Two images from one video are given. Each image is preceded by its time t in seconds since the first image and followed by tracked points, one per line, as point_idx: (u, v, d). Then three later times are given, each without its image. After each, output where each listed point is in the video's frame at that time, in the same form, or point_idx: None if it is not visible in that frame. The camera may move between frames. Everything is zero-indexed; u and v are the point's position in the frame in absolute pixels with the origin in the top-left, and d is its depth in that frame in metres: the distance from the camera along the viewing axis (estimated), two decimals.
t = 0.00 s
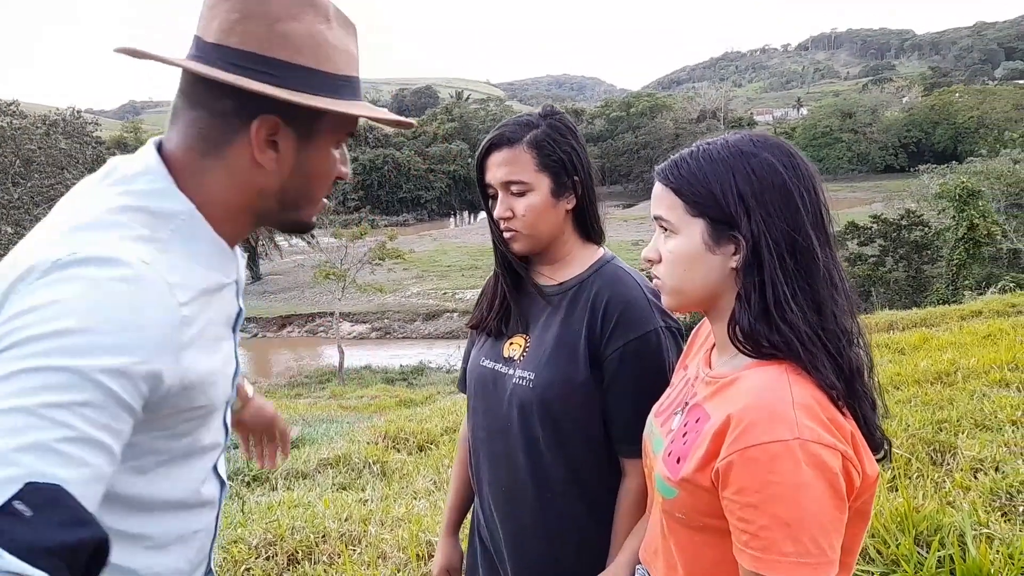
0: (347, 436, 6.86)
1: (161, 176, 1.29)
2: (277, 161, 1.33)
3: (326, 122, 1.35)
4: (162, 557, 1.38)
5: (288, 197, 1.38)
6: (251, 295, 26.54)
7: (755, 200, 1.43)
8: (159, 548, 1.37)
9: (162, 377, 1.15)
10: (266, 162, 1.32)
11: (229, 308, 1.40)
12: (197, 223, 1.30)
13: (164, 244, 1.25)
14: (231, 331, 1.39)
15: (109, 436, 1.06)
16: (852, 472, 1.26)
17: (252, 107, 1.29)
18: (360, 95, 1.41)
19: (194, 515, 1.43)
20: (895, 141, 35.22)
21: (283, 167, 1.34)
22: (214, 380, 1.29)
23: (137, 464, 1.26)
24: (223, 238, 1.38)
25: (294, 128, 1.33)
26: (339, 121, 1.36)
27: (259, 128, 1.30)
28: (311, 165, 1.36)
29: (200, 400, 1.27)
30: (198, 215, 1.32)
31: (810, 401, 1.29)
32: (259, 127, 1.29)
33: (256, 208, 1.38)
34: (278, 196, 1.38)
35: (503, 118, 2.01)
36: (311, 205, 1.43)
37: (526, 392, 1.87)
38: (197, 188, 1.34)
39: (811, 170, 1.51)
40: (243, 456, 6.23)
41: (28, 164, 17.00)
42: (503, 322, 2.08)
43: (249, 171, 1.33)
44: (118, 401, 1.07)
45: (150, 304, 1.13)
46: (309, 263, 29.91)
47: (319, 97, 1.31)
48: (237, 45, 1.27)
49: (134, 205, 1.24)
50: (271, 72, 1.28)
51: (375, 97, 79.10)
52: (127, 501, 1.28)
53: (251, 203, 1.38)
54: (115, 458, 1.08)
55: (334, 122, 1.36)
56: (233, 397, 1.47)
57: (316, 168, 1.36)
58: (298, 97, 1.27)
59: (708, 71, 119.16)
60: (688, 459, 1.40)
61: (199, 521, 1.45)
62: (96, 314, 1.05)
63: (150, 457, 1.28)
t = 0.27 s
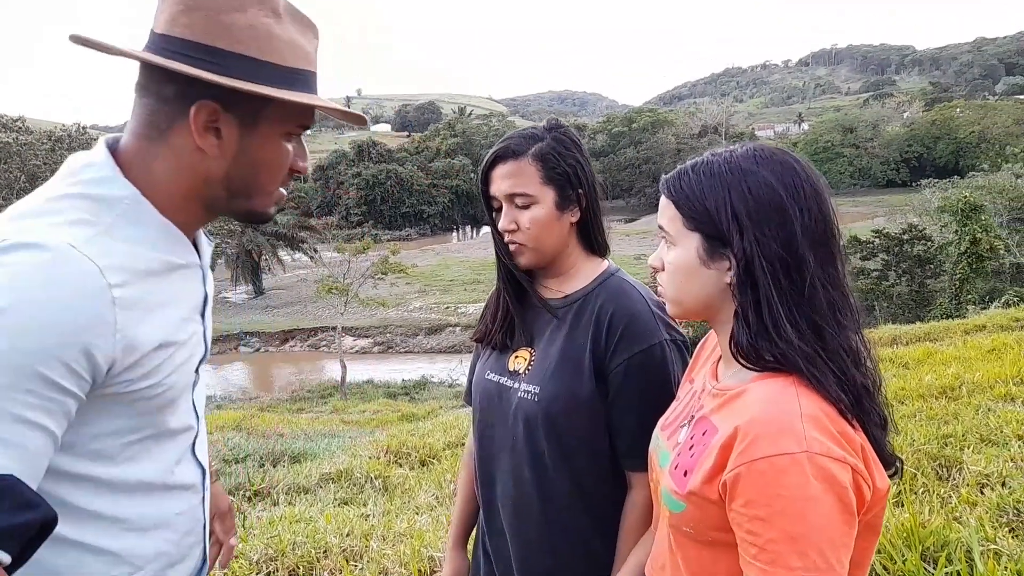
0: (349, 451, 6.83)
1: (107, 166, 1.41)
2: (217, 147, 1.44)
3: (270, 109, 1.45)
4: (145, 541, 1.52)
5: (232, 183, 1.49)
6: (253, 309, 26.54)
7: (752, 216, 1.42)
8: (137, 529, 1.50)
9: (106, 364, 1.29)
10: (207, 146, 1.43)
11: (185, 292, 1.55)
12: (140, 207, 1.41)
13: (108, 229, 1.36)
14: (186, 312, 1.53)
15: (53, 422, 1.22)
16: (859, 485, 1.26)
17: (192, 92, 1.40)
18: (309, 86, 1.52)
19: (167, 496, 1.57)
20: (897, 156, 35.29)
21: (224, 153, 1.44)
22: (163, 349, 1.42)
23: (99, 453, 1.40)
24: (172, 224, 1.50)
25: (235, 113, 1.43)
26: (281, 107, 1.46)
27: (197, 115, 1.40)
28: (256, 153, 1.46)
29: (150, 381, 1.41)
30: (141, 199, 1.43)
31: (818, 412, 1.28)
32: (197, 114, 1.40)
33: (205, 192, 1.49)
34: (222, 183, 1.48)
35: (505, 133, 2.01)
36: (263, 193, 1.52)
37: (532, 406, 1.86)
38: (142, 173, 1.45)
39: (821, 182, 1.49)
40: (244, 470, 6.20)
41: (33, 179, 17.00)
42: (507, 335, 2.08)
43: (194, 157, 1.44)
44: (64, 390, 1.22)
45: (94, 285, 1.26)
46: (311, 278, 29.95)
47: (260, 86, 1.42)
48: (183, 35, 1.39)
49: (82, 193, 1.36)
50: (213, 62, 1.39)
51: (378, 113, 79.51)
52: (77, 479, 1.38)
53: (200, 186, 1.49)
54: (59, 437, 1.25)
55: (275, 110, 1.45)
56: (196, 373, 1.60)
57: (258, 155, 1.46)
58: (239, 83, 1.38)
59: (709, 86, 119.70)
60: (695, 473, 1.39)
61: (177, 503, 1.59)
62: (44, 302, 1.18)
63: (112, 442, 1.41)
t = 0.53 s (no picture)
0: (349, 445, 6.84)
1: (76, 137, 1.40)
2: (190, 116, 1.43)
3: (247, 78, 1.45)
4: (154, 520, 1.53)
5: (207, 154, 1.48)
6: (254, 303, 26.55)
7: (753, 212, 1.41)
8: (144, 508, 1.51)
9: (100, 334, 1.29)
10: (180, 116, 1.43)
11: (168, 264, 1.54)
12: (115, 176, 1.40)
13: (84, 198, 1.35)
14: (169, 282, 1.52)
15: (54, 396, 1.22)
16: (865, 480, 1.25)
17: (162, 59, 1.39)
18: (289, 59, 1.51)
19: (171, 474, 1.56)
20: (899, 155, 35.25)
21: (197, 123, 1.44)
22: (153, 317, 1.42)
23: (98, 431, 1.39)
24: (151, 195, 1.49)
25: (208, 82, 1.43)
26: (258, 78, 1.46)
27: (170, 82, 1.40)
28: (232, 124, 1.46)
29: (145, 351, 1.40)
30: (117, 168, 1.42)
31: (823, 407, 1.28)
32: (170, 80, 1.39)
33: (180, 163, 1.48)
34: (198, 153, 1.48)
35: (508, 131, 2.01)
36: (240, 169, 1.53)
37: (539, 398, 1.87)
38: (112, 143, 1.44)
39: (829, 173, 1.47)
40: (245, 464, 6.21)
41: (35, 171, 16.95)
42: (515, 328, 2.08)
43: (166, 125, 1.43)
44: (60, 362, 1.22)
45: (76, 250, 1.25)
46: (313, 272, 29.96)
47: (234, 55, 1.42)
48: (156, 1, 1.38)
49: (52, 164, 1.36)
50: (187, 27, 1.38)
51: (380, 108, 79.43)
52: (75, 456, 1.38)
53: (173, 158, 1.48)
54: (59, 411, 1.25)
55: (249, 81, 1.46)
56: (188, 346, 1.60)
57: (233, 126, 1.46)
58: (209, 48, 1.37)
59: (711, 83, 119.51)
60: (699, 464, 1.39)
61: (182, 481, 1.59)
62: (31, 267, 1.17)
63: (112, 419, 1.41)
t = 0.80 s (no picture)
0: (351, 444, 6.83)
1: (65, 128, 1.41)
2: (181, 106, 1.44)
3: (242, 68, 1.46)
4: (154, 515, 1.53)
5: (198, 143, 1.49)
6: (257, 303, 26.58)
7: (758, 214, 1.41)
8: (146, 504, 1.51)
9: (101, 326, 1.29)
10: (171, 104, 1.43)
11: (162, 255, 1.54)
12: (106, 167, 1.41)
13: (74, 188, 1.36)
14: (165, 275, 1.53)
15: (59, 390, 1.22)
16: (870, 484, 1.25)
17: (153, 49, 1.40)
18: (285, 51, 1.51)
19: (171, 469, 1.56)
20: (903, 158, 35.25)
21: (190, 113, 1.44)
22: (150, 310, 1.42)
23: (98, 427, 1.39)
24: (143, 186, 1.49)
25: (200, 71, 1.43)
26: (252, 71, 1.47)
27: (162, 69, 1.40)
28: (225, 115, 1.47)
29: (143, 343, 1.41)
30: (107, 159, 1.43)
31: (828, 409, 1.28)
32: (162, 68, 1.39)
33: (170, 153, 1.48)
34: (191, 145, 1.48)
35: (512, 136, 2.01)
36: (230, 162, 1.54)
37: (547, 397, 1.87)
38: (103, 135, 1.45)
39: (834, 173, 1.47)
40: (246, 462, 6.22)
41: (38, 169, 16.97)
42: (522, 329, 2.09)
43: (156, 113, 1.43)
44: (63, 354, 1.22)
45: (72, 241, 1.26)
46: (315, 272, 30.00)
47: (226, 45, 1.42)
48: None
49: (41, 155, 1.37)
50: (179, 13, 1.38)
51: (384, 109, 79.53)
52: (76, 452, 1.37)
53: (162, 149, 1.48)
54: (66, 404, 1.25)
55: (241, 72, 1.47)
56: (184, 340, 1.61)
57: (226, 117, 1.47)
58: (199, 35, 1.37)
59: (715, 86, 119.54)
60: (703, 466, 1.39)
61: (182, 475, 1.59)
62: (29, 257, 1.17)
63: (113, 413, 1.41)
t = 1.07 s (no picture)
0: (355, 441, 6.84)
1: (61, 121, 1.42)
2: (174, 96, 1.44)
3: (235, 58, 1.45)
4: (156, 512, 1.53)
5: (193, 133, 1.48)
6: (261, 301, 26.64)
7: (760, 208, 1.40)
8: (148, 499, 1.51)
9: (100, 318, 1.30)
10: (165, 95, 1.43)
11: (161, 248, 1.55)
12: (104, 161, 1.43)
13: (70, 182, 1.37)
14: (163, 269, 1.53)
15: (59, 381, 1.22)
16: (880, 479, 1.24)
17: (146, 40, 1.40)
18: (281, 42, 1.51)
19: (173, 465, 1.57)
20: (908, 154, 35.10)
21: (183, 105, 1.44)
22: (149, 305, 1.42)
23: (98, 421, 1.40)
24: (140, 181, 1.50)
25: (193, 61, 1.42)
26: (247, 62, 1.47)
27: (152, 58, 1.40)
28: (222, 107, 1.47)
29: (144, 337, 1.41)
30: (104, 152, 1.44)
31: (838, 403, 1.27)
32: (152, 57, 1.39)
33: (164, 146, 1.48)
34: (183, 137, 1.48)
35: (516, 129, 2.00)
36: (227, 156, 1.54)
37: (553, 393, 1.87)
38: (101, 128, 1.46)
39: (838, 166, 1.46)
40: (251, 459, 6.23)
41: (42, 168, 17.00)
42: (527, 326, 2.09)
43: (150, 105, 1.43)
44: (63, 348, 1.22)
45: (71, 234, 1.26)
46: (319, 270, 30.04)
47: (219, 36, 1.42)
48: None
49: (37, 148, 1.38)
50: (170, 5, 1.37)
51: (387, 106, 79.53)
52: (77, 448, 1.38)
53: (156, 140, 1.49)
54: (66, 398, 1.25)
55: (236, 62, 1.46)
56: (186, 334, 1.61)
57: (223, 109, 1.46)
58: (193, 23, 1.37)
59: (719, 82, 119.24)
60: (711, 460, 1.39)
61: (184, 470, 1.60)
62: (27, 249, 1.18)
63: (114, 407, 1.41)
